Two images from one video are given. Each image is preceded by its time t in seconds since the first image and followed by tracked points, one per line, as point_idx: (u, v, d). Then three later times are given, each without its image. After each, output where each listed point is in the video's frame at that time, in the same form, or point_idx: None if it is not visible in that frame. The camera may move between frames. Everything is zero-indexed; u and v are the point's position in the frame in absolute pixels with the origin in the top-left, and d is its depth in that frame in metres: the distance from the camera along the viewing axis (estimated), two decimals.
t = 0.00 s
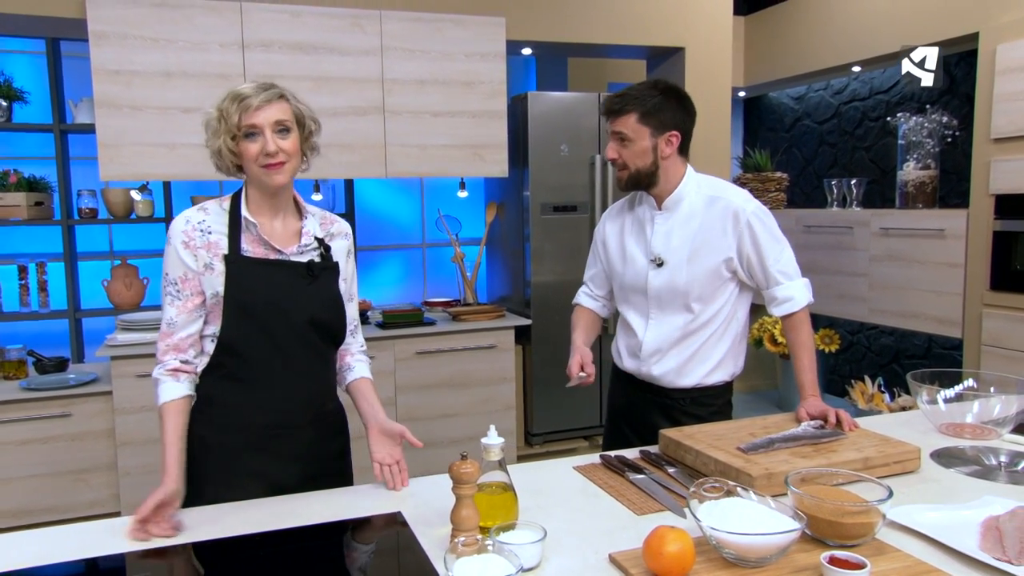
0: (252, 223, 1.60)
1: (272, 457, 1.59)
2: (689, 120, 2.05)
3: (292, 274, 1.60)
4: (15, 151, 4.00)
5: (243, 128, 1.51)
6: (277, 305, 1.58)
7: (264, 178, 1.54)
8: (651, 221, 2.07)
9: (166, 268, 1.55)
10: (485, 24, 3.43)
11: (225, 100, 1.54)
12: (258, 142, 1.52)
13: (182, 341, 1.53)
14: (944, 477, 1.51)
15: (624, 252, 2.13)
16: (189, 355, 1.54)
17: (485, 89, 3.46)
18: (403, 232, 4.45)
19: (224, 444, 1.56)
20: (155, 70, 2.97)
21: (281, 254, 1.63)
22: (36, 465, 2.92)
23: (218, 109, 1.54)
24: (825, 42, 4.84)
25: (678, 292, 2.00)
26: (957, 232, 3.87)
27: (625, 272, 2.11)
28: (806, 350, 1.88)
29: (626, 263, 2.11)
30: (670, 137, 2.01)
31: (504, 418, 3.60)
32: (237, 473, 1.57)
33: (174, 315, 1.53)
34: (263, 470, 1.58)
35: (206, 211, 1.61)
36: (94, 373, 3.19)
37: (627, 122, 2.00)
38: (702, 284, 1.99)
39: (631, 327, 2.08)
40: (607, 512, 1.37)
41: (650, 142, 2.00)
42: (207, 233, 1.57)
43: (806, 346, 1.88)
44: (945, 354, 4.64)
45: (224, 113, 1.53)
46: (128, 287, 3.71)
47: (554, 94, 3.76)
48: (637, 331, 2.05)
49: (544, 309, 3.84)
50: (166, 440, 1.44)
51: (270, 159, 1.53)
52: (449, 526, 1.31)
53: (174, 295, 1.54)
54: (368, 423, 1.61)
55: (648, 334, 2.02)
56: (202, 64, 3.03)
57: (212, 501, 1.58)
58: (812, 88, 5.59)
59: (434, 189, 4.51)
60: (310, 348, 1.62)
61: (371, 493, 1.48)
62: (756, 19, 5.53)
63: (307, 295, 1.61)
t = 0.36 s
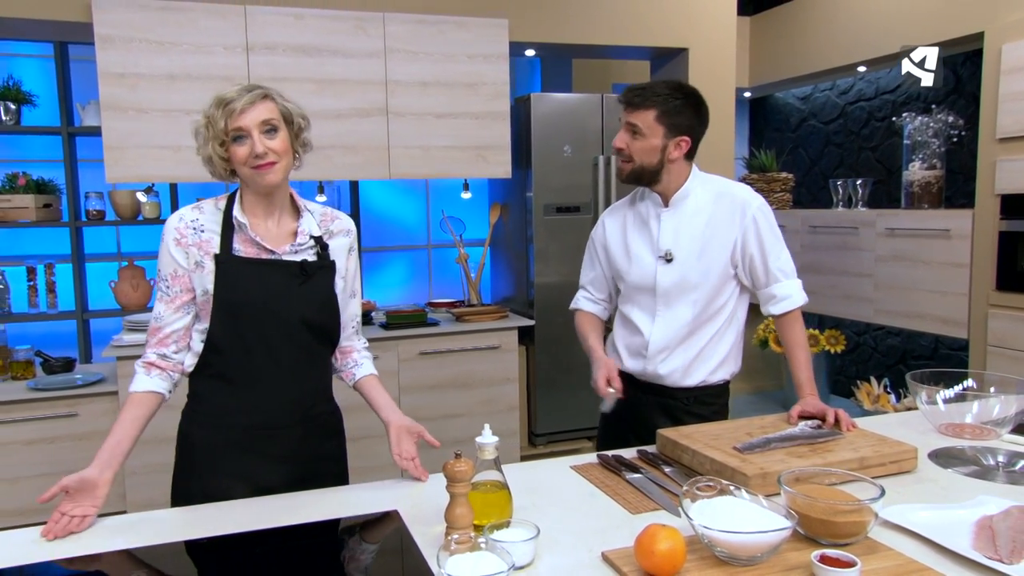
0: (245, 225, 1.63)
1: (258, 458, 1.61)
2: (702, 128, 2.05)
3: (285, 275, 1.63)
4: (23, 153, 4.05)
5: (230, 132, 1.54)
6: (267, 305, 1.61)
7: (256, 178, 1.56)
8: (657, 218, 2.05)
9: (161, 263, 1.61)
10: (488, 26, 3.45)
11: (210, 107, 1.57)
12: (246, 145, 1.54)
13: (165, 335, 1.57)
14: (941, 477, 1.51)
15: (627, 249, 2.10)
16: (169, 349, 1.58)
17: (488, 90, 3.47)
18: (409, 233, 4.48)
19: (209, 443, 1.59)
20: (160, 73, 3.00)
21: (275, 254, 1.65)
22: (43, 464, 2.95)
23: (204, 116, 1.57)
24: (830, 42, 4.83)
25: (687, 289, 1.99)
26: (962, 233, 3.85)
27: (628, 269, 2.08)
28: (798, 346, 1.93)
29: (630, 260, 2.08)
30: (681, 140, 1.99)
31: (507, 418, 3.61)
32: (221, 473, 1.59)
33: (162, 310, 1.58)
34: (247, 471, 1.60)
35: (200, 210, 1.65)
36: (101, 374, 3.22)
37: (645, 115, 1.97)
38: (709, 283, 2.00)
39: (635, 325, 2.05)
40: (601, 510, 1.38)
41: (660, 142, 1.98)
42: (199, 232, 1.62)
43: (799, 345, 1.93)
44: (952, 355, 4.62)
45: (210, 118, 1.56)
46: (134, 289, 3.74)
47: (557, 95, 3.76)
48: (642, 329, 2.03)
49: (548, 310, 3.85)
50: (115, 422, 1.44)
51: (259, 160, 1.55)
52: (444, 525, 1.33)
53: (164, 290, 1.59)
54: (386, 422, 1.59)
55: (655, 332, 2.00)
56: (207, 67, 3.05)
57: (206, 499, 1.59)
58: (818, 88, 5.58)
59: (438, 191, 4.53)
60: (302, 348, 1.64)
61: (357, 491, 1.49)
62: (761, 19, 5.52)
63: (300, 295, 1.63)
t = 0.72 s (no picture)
0: (237, 224, 1.66)
1: (249, 456, 1.64)
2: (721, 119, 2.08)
3: (276, 274, 1.65)
4: (33, 155, 4.09)
5: (228, 128, 1.56)
6: (261, 306, 1.64)
7: (251, 177, 1.58)
8: (670, 214, 2.06)
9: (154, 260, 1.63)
10: (492, 27, 3.46)
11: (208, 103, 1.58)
12: (244, 141, 1.56)
13: (161, 332, 1.60)
14: (938, 477, 1.51)
15: (637, 242, 2.08)
16: (167, 347, 1.60)
17: (492, 91, 3.48)
18: (415, 233, 4.51)
19: (202, 439, 1.63)
20: (166, 75, 3.02)
21: (266, 253, 1.68)
22: (50, 462, 2.98)
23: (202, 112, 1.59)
24: (837, 41, 4.82)
25: (698, 286, 2.02)
26: (969, 232, 3.83)
27: (638, 262, 2.06)
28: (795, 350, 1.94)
29: (640, 253, 2.06)
30: (706, 133, 2.02)
31: (512, 418, 3.62)
32: (213, 470, 1.62)
33: (157, 307, 1.61)
34: (238, 469, 1.63)
35: (192, 208, 1.68)
36: (108, 373, 3.25)
37: (674, 109, 1.97)
38: (718, 281, 2.03)
39: (643, 319, 2.04)
40: (596, 508, 1.39)
41: (689, 134, 1.99)
42: (191, 230, 1.65)
43: (794, 344, 1.95)
44: (960, 355, 4.59)
45: (206, 113, 1.58)
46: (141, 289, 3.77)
47: (561, 95, 3.77)
48: (650, 323, 2.02)
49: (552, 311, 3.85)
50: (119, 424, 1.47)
51: (256, 157, 1.57)
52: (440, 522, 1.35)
53: (158, 287, 1.62)
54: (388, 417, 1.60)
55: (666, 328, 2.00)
56: (212, 69, 3.07)
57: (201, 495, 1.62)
58: (825, 88, 5.56)
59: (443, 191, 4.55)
60: (296, 348, 1.67)
61: (347, 490, 1.51)
62: (768, 19, 5.51)
63: (291, 294, 1.66)
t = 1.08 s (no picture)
0: (234, 225, 1.68)
1: (249, 452, 1.67)
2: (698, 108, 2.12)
3: (272, 274, 1.67)
4: (42, 155, 4.14)
5: (224, 125, 1.58)
6: (256, 305, 1.65)
7: (242, 174, 1.60)
8: (664, 216, 2.08)
9: (151, 268, 1.64)
10: (495, 27, 3.47)
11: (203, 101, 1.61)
12: (238, 139, 1.59)
13: (170, 339, 1.63)
14: (933, 476, 1.50)
15: (632, 245, 2.10)
16: (178, 354, 1.65)
17: (495, 91, 3.49)
18: (421, 233, 4.53)
19: (200, 437, 1.65)
20: (172, 76, 3.05)
21: (264, 254, 1.71)
22: (57, 459, 3.01)
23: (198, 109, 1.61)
24: (844, 40, 4.80)
25: (695, 286, 2.02)
26: (975, 232, 3.81)
27: (634, 265, 2.08)
28: (791, 349, 1.95)
29: (636, 256, 2.09)
30: (698, 129, 2.04)
31: (515, 417, 3.63)
32: (214, 466, 1.65)
33: (161, 314, 1.63)
34: (239, 465, 1.66)
35: (187, 214, 1.69)
36: (115, 371, 3.28)
37: (675, 109, 1.95)
38: (715, 280, 2.03)
39: (641, 321, 2.05)
40: (589, 505, 1.41)
41: (687, 133, 2.00)
42: (188, 235, 1.66)
43: (791, 345, 1.96)
44: (968, 356, 4.57)
45: (203, 108, 1.60)
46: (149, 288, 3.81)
47: (565, 95, 3.77)
48: (649, 324, 2.02)
49: (555, 310, 3.86)
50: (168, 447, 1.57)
51: (250, 156, 1.59)
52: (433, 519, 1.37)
53: (160, 294, 1.63)
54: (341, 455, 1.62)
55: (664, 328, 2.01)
56: (218, 70, 3.10)
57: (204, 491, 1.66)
58: (833, 87, 5.54)
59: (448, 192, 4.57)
60: (292, 345, 1.68)
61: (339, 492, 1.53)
62: (775, 18, 5.49)
63: (288, 293, 1.68)
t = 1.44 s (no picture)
0: (238, 223, 1.68)
1: (256, 445, 1.69)
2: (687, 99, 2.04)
3: (276, 271, 1.69)
4: (52, 155, 4.18)
5: (243, 125, 1.59)
6: (262, 301, 1.66)
7: (258, 173, 1.63)
8: (667, 216, 2.05)
9: (157, 268, 1.62)
10: (500, 26, 3.47)
11: (219, 97, 1.60)
12: (257, 139, 1.61)
13: (181, 338, 1.63)
14: (930, 475, 1.49)
15: (634, 246, 2.06)
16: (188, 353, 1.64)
17: (500, 90, 3.49)
18: (427, 232, 4.54)
19: (208, 432, 1.65)
20: (178, 76, 3.08)
21: (268, 251, 1.71)
22: (65, 455, 3.04)
23: (212, 105, 1.60)
24: (853, 38, 4.77)
25: (699, 287, 2.02)
26: (985, 231, 3.78)
27: (638, 267, 2.05)
28: (790, 348, 1.95)
29: (639, 257, 2.05)
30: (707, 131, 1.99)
31: (519, 416, 3.63)
32: (223, 461, 1.67)
33: (171, 314, 1.62)
34: (248, 458, 1.68)
35: (190, 212, 1.68)
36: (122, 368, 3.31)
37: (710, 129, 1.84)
38: (718, 281, 2.04)
39: (646, 323, 2.03)
40: (582, 502, 1.41)
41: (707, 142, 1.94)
42: (194, 234, 1.65)
43: (789, 344, 1.95)
44: (979, 356, 4.52)
45: (219, 107, 1.59)
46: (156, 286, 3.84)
47: (569, 94, 3.76)
48: (654, 325, 2.01)
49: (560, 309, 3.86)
50: (185, 450, 1.57)
51: (269, 157, 1.63)
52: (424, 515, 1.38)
53: (168, 293, 1.62)
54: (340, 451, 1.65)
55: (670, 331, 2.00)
56: (223, 70, 3.12)
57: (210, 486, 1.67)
58: (842, 85, 5.51)
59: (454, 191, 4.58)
60: (295, 340, 1.71)
61: (343, 485, 1.55)
62: (783, 16, 5.46)
63: (291, 289, 1.70)
